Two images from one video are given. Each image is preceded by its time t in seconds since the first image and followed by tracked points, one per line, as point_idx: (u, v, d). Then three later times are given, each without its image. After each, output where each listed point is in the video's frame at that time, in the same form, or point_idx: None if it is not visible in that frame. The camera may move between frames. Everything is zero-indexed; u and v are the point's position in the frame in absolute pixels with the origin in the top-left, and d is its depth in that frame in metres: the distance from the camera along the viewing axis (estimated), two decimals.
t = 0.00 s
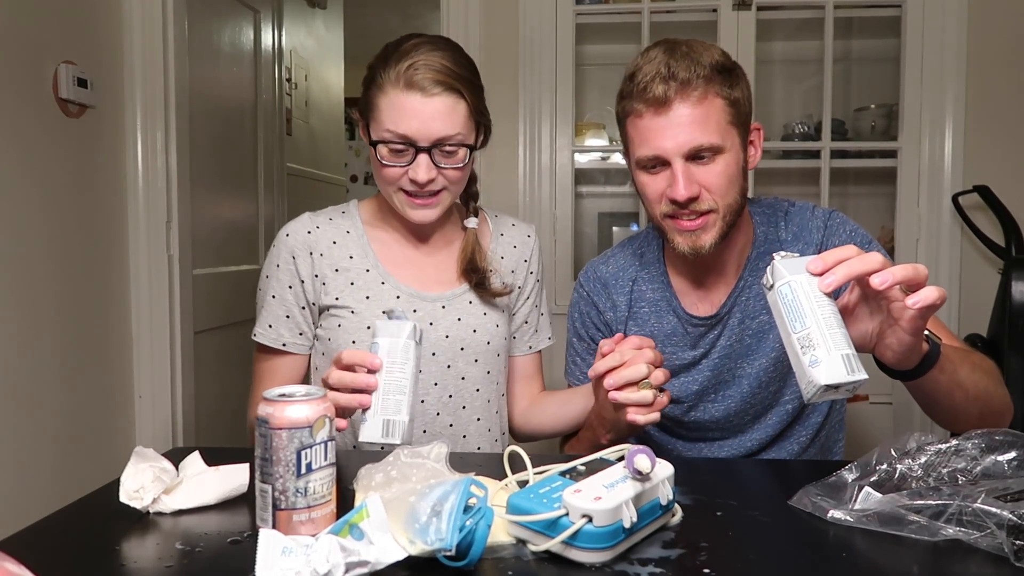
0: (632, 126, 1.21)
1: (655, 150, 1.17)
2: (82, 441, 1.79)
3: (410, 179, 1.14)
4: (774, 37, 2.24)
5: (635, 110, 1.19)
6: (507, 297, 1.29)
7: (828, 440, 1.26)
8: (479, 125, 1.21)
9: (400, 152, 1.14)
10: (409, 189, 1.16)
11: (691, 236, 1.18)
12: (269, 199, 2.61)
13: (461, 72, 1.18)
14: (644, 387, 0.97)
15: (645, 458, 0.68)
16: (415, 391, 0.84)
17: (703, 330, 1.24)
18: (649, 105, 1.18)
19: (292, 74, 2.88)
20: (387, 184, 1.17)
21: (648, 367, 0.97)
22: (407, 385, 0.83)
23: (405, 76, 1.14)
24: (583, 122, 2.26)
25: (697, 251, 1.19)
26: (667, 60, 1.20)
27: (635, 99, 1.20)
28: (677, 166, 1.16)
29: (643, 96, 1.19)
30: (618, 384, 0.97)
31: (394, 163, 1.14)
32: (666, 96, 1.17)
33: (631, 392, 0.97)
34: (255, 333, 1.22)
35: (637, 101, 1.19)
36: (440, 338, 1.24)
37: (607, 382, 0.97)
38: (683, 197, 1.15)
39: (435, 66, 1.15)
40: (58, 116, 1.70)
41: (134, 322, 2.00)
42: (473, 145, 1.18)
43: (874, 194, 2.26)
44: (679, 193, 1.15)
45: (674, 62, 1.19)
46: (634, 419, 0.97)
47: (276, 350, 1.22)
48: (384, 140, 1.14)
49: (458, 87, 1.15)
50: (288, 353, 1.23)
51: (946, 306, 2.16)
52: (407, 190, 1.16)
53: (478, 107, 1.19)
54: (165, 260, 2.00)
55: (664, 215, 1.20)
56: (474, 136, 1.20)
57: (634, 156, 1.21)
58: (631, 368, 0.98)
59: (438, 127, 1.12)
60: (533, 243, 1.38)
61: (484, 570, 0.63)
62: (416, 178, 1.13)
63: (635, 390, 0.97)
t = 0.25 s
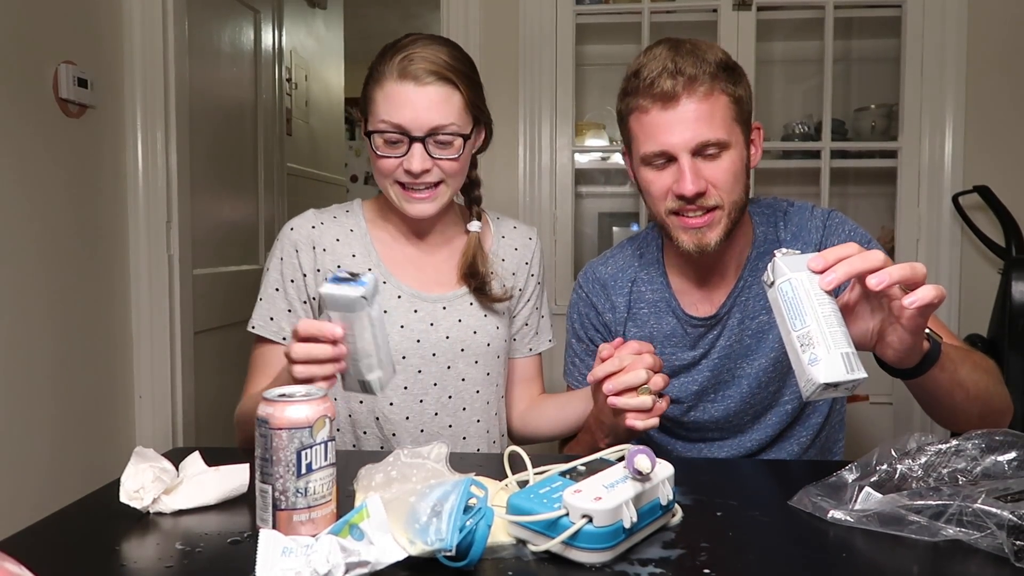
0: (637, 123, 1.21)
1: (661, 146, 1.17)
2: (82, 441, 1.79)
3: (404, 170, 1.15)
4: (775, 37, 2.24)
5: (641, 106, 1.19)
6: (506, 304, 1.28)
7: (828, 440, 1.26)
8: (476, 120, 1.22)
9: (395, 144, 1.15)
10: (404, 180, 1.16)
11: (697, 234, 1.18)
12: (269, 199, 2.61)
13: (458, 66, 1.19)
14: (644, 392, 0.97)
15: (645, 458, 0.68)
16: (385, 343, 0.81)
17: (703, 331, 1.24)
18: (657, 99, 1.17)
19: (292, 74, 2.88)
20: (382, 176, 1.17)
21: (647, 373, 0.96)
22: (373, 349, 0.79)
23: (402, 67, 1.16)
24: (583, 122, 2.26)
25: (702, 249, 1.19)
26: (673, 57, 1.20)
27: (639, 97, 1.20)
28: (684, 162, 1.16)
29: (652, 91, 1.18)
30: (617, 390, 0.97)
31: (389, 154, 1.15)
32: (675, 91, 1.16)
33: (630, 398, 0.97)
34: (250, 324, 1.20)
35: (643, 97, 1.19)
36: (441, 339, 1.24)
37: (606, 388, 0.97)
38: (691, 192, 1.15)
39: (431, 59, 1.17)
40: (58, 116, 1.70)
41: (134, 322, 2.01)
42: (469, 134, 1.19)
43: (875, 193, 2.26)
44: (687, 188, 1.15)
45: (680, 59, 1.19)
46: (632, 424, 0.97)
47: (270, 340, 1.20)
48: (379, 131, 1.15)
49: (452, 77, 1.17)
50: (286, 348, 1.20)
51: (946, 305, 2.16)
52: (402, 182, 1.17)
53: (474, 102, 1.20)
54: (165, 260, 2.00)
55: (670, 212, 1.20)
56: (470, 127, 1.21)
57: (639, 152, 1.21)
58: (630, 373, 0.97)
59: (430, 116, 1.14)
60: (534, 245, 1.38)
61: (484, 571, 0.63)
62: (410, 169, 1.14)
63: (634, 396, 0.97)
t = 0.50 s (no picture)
0: (646, 117, 1.20)
1: (677, 138, 1.16)
2: (83, 439, 1.79)
3: (395, 161, 1.15)
4: (775, 34, 2.23)
5: (653, 100, 1.19)
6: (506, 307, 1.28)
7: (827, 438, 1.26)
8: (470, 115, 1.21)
9: (386, 135, 1.16)
10: (397, 172, 1.16)
11: (710, 226, 1.16)
12: (269, 197, 2.61)
13: (455, 61, 1.20)
14: (643, 393, 0.97)
15: (645, 456, 0.68)
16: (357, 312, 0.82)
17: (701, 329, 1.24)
18: (673, 92, 1.17)
19: (292, 72, 2.88)
20: (375, 167, 1.18)
21: (645, 375, 0.96)
22: (350, 318, 0.80)
23: (394, 58, 1.17)
24: (583, 120, 2.26)
25: (716, 243, 1.17)
26: (683, 51, 1.20)
27: (651, 90, 1.19)
28: (700, 155, 1.15)
29: (667, 83, 1.18)
30: (616, 390, 0.97)
31: (380, 145, 1.16)
32: (694, 85, 1.16)
33: (629, 399, 0.97)
34: (250, 315, 1.20)
35: (657, 90, 1.18)
36: (441, 336, 1.25)
37: (605, 389, 0.97)
38: (708, 184, 1.14)
39: (428, 52, 1.17)
40: (58, 114, 1.70)
41: (135, 320, 2.01)
42: (460, 125, 1.19)
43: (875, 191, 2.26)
44: (704, 180, 1.14)
45: (692, 53, 1.19)
46: (631, 425, 0.97)
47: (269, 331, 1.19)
48: (371, 122, 1.16)
49: (445, 71, 1.17)
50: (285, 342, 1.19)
51: (946, 303, 2.16)
52: (395, 173, 1.17)
53: (469, 96, 1.21)
54: (165, 257, 2.00)
55: (683, 206, 1.18)
56: (464, 120, 1.20)
57: (651, 145, 1.20)
58: (629, 374, 0.97)
59: (421, 106, 1.15)
60: (536, 244, 1.38)
61: (484, 568, 0.63)
62: (399, 159, 1.14)
63: (632, 397, 0.97)
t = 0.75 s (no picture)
0: (650, 115, 1.20)
1: (681, 137, 1.16)
2: (83, 438, 1.79)
3: (390, 161, 1.15)
4: (775, 33, 2.23)
5: (656, 98, 1.18)
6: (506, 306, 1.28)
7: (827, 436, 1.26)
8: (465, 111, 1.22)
9: (382, 134, 1.16)
10: (393, 170, 1.16)
11: (713, 223, 1.16)
12: (269, 195, 2.61)
13: (450, 59, 1.19)
14: (643, 393, 0.97)
15: (645, 454, 0.68)
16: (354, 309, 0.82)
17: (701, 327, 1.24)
18: (677, 91, 1.17)
19: (292, 70, 2.87)
20: (371, 166, 1.17)
21: (646, 376, 0.96)
22: (345, 315, 0.79)
23: (387, 57, 1.17)
24: (583, 118, 2.25)
25: (719, 240, 1.16)
26: (684, 49, 1.20)
27: (654, 89, 1.19)
28: (703, 154, 1.15)
29: (671, 82, 1.18)
30: (616, 391, 0.97)
31: (377, 144, 1.16)
32: (698, 83, 1.16)
33: (629, 399, 0.97)
34: (251, 311, 1.19)
35: (661, 87, 1.18)
36: (442, 335, 1.25)
37: (605, 390, 0.97)
38: (712, 182, 1.14)
39: (422, 51, 1.17)
40: (58, 112, 1.70)
41: (135, 319, 2.01)
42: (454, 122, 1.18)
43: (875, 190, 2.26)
44: (707, 178, 1.14)
45: (694, 51, 1.20)
46: (632, 425, 0.97)
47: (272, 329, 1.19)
48: (368, 121, 1.16)
49: (438, 69, 1.17)
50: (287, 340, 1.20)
51: (946, 301, 2.16)
52: (392, 172, 1.17)
53: (463, 93, 1.21)
54: (165, 256, 2.00)
55: (687, 204, 1.17)
56: (458, 116, 1.20)
57: (654, 143, 1.19)
58: (629, 375, 0.97)
59: (413, 103, 1.15)
60: (537, 243, 1.37)
61: (484, 567, 0.63)
62: (395, 159, 1.14)
63: (633, 397, 0.97)
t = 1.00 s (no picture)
0: (654, 113, 1.19)
1: (686, 134, 1.16)
2: (83, 438, 1.79)
3: (389, 164, 1.15)
4: (776, 33, 2.23)
5: (660, 95, 1.18)
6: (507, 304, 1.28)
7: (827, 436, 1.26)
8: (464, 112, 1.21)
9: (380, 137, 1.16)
10: (392, 173, 1.16)
11: (717, 221, 1.16)
12: (269, 195, 2.61)
13: (446, 59, 1.19)
14: (644, 394, 0.97)
15: (645, 454, 0.68)
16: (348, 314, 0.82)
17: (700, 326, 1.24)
18: (683, 88, 1.17)
19: (292, 70, 2.87)
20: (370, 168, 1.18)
21: (647, 376, 0.97)
22: (339, 322, 0.80)
23: (383, 60, 1.17)
24: (584, 118, 2.25)
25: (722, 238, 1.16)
26: (689, 48, 1.20)
27: (659, 86, 1.19)
28: (708, 151, 1.15)
29: (677, 79, 1.18)
30: (617, 392, 0.97)
31: (374, 148, 1.15)
32: (703, 81, 1.16)
33: (631, 399, 0.97)
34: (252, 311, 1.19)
35: (667, 85, 1.18)
36: (443, 335, 1.25)
37: (606, 390, 0.97)
38: (716, 180, 1.14)
39: (418, 53, 1.17)
40: (58, 112, 1.70)
41: (135, 319, 2.01)
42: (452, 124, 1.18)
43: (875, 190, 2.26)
44: (712, 176, 1.14)
45: (699, 50, 1.19)
46: (632, 426, 0.97)
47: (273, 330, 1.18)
48: (365, 124, 1.16)
49: (435, 71, 1.17)
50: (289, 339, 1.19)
51: (946, 301, 2.16)
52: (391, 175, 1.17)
53: (460, 93, 1.20)
54: (165, 256, 2.00)
55: (690, 202, 1.17)
56: (456, 117, 1.20)
57: (658, 141, 1.19)
58: (630, 375, 0.97)
59: (411, 106, 1.15)
60: (538, 243, 1.37)
61: (484, 567, 0.63)
62: (393, 162, 1.14)
63: (634, 398, 0.97)
